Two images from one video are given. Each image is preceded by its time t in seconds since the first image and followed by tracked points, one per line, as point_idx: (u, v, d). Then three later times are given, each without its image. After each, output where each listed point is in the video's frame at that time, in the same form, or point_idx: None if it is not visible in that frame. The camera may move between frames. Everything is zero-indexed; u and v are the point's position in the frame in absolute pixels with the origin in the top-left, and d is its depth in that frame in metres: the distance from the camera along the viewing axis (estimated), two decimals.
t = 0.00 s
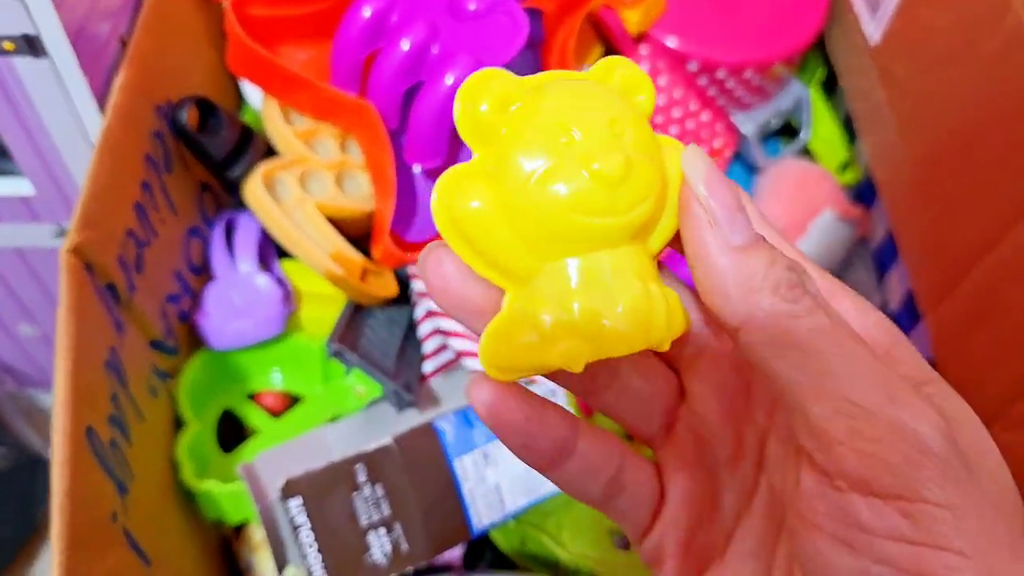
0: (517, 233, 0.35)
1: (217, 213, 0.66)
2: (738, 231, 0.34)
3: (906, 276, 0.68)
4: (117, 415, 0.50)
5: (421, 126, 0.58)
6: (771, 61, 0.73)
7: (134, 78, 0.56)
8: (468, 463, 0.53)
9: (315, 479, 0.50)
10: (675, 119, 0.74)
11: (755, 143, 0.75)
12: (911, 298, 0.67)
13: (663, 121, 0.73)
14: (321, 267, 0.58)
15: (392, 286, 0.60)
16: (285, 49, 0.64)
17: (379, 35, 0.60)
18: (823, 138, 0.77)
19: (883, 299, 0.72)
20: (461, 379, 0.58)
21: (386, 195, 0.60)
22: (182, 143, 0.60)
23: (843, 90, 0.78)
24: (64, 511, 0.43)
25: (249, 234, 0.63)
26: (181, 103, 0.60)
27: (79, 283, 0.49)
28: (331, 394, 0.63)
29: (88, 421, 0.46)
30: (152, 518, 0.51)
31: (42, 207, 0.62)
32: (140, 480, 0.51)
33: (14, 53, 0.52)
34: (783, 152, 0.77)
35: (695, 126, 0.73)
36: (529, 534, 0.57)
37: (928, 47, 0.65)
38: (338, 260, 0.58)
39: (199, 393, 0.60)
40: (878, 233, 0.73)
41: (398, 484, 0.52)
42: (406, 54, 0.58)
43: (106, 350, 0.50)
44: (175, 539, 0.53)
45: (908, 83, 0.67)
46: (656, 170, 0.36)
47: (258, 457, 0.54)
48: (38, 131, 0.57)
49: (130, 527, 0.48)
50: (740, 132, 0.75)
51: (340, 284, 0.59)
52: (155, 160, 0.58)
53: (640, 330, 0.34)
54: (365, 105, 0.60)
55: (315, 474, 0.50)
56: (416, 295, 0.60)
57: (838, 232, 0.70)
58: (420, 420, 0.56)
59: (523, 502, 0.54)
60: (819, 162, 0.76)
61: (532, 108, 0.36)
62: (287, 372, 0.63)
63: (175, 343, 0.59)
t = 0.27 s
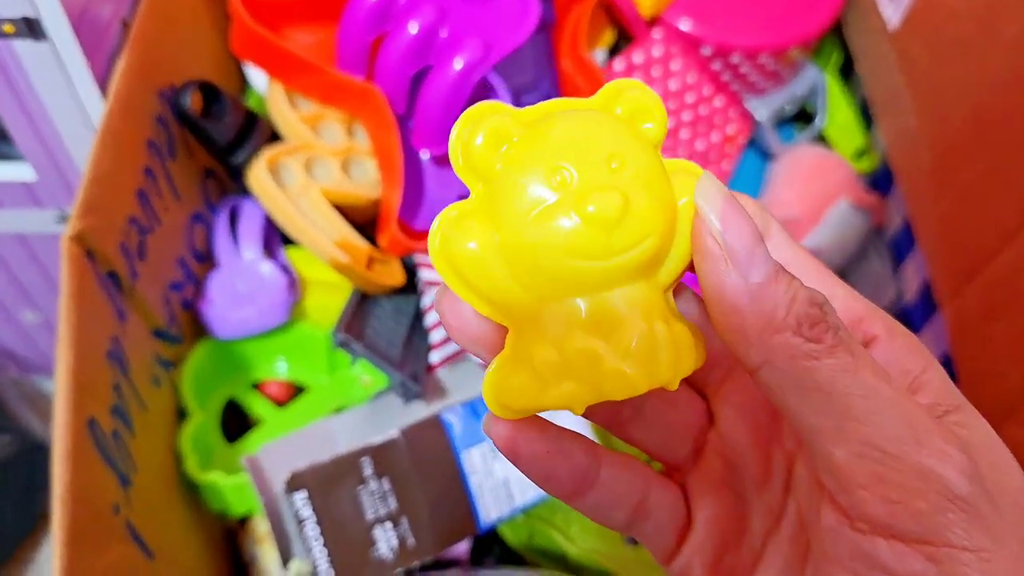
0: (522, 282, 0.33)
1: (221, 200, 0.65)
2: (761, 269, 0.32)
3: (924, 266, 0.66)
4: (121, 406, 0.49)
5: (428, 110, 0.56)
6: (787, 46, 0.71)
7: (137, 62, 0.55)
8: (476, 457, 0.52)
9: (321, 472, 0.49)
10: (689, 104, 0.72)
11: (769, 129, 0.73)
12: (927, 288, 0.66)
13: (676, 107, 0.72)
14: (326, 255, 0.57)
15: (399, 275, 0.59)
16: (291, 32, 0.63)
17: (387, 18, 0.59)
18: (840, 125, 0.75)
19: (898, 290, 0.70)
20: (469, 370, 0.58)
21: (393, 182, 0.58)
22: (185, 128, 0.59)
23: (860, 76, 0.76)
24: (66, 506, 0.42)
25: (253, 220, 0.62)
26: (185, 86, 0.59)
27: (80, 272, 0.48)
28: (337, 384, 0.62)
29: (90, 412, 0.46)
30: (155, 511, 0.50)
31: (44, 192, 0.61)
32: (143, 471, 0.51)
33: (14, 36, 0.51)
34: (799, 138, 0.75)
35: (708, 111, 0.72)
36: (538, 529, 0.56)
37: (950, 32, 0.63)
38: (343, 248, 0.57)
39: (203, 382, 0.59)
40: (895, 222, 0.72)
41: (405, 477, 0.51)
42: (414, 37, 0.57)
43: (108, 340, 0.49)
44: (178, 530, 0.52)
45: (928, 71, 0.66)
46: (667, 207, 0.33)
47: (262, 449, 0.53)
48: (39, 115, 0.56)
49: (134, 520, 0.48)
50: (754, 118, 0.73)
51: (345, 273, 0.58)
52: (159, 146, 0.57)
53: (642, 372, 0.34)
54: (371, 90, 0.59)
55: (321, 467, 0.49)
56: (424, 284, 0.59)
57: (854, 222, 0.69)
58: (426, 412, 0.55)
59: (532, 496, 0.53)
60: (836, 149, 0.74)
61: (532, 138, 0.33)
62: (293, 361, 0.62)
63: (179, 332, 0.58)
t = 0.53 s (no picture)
0: (478, 297, 0.31)
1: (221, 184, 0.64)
2: (763, 315, 0.29)
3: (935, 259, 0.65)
4: (117, 394, 0.49)
5: (432, 95, 0.56)
6: (797, 33, 0.70)
7: (136, 44, 0.54)
8: (477, 449, 0.51)
9: (320, 463, 0.48)
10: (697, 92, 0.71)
11: (777, 119, 0.72)
12: (937, 281, 0.64)
13: (684, 95, 0.71)
14: (327, 242, 0.56)
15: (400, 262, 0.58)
16: (293, 16, 0.62)
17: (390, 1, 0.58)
18: (847, 113, 0.74)
19: (906, 282, 0.68)
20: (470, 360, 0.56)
21: (394, 169, 0.58)
22: (185, 112, 0.58)
23: (871, 66, 0.75)
24: (59, 496, 0.41)
25: (253, 207, 0.61)
26: (184, 69, 0.58)
27: (76, 259, 0.47)
28: (337, 373, 0.61)
29: (85, 401, 0.45)
30: (151, 501, 0.50)
31: (42, 177, 0.60)
32: (139, 461, 0.50)
33: (10, 17, 0.50)
34: (806, 127, 0.73)
35: (717, 99, 0.71)
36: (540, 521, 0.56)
37: (964, 20, 0.62)
38: (344, 235, 0.56)
39: (202, 370, 0.58)
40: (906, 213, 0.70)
41: (406, 469, 0.50)
42: (417, 21, 0.56)
43: (104, 327, 0.48)
44: (174, 520, 0.52)
45: (939, 61, 0.64)
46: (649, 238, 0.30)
47: (261, 439, 0.53)
48: (36, 97, 0.55)
49: (130, 511, 0.47)
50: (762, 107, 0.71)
51: (346, 260, 0.57)
52: (157, 130, 0.56)
53: (579, 407, 0.31)
54: (372, 76, 0.58)
55: (320, 458, 0.48)
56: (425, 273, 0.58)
57: (865, 212, 0.66)
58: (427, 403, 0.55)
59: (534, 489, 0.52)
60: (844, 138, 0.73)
61: (507, 148, 0.30)
62: (292, 350, 0.61)
63: (177, 319, 0.57)
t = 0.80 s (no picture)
0: (589, 181, 0.41)
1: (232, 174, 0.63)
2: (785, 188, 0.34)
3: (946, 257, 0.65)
4: (129, 384, 0.49)
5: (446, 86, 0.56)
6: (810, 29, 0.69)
7: (148, 35, 0.54)
8: (489, 443, 0.52)
9: (332, 454, 0.48)
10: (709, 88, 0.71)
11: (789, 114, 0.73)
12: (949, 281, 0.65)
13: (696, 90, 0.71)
14: (339, 236, 0.56)
15: (409, 256, 0.58)
16: (305, 7, 0.62)
17: None
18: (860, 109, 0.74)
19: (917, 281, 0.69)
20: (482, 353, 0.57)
21: (408, 163, 0.57)
22: (197, 102, 0.58)
23: (884, 62, 0.75)
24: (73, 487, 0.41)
25: (264, 199, 0.61)
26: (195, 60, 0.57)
27: (90, 249, 0.47)
28: (346, 366, 0.61)
29: (97, 391, 0.45)
30: (161, 491, 0.50)
31: (53, 166, 0.60)
32: (151, 452, 0.50)
33: (25, 7, 0.50)
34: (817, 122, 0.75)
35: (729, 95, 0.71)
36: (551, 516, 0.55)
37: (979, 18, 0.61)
38: (356, 228, 0.56)
39: (211, 361, 0.58)
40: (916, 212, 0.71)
41: (418, 463, 0.50)
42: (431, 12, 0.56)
43: (117, 317, 0.48)
44: (185, 511, 0.52)
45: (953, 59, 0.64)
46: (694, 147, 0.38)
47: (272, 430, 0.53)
48: (47, 84, 0.55)
49: (141, 501, 0.47)
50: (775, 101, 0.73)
51: (357, 253, 0.57)
52: (170, 120, 0.56)
53: (617, 256, 0.39)
54: (388, 68, 0.57)
55: (331, 451, 0.49)
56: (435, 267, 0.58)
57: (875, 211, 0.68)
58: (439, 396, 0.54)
59: (545, 483, 0.53)
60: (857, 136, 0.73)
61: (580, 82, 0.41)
62: (302, 342, 0.61)
63: (188, 310, 0.57)
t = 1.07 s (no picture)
0: None
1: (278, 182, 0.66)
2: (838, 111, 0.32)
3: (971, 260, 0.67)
4: (190, 383, 0.51)
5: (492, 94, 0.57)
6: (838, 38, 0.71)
7: (200, 45, 0.55)
8: (536, 440, 0.53)
9: (386, 451, 0.50)
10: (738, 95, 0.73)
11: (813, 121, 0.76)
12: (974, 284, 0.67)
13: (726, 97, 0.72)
14: (385, 241, 0.58)
15: (454, 258, 0.59)
16: (351, 17, 0.64)
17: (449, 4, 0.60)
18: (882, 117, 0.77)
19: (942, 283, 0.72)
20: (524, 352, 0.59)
21: (453, 170, 0.59)
22: (248, 110, 0.60)
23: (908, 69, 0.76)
24: (147, 483, 0.43)
25: (311, 203, 0.63)
26: (247, 69, 0.59)
27: (153, 252, 0.48)
28: (390, 367, 0.63)
29: (165, 390, 0.47)
30: (221, 487, 0.51)
31: (106, 173, 0.62)
32: (210, 449, 0.51)
33: (85, 15, 0.51)
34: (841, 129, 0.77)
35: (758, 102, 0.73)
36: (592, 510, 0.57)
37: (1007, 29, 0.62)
38: (402, 233, 0.58)
39: (261, 361, 0.60)
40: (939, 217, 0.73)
41: (468, 461, 0.51)
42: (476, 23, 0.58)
43: (178, 319, 0.50)
44: (241, 506, 0.53)
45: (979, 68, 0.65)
46: None
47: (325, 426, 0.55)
48: (104, 92, 0.56)
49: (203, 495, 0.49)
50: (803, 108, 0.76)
51: (404, 257, 0.58)
52: (222, 127, 0.57)
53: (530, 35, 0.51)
54: (433, 76, 0.59)
55: (383, 447, 0.50)
56: (476, 270, 0.60)
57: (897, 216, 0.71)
58: (484, 395, 0.56)
59: (589, 479, 0.54)
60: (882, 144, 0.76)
61: None
62: (348, 344, 0.63)
63: (238, 312, 0.59)
